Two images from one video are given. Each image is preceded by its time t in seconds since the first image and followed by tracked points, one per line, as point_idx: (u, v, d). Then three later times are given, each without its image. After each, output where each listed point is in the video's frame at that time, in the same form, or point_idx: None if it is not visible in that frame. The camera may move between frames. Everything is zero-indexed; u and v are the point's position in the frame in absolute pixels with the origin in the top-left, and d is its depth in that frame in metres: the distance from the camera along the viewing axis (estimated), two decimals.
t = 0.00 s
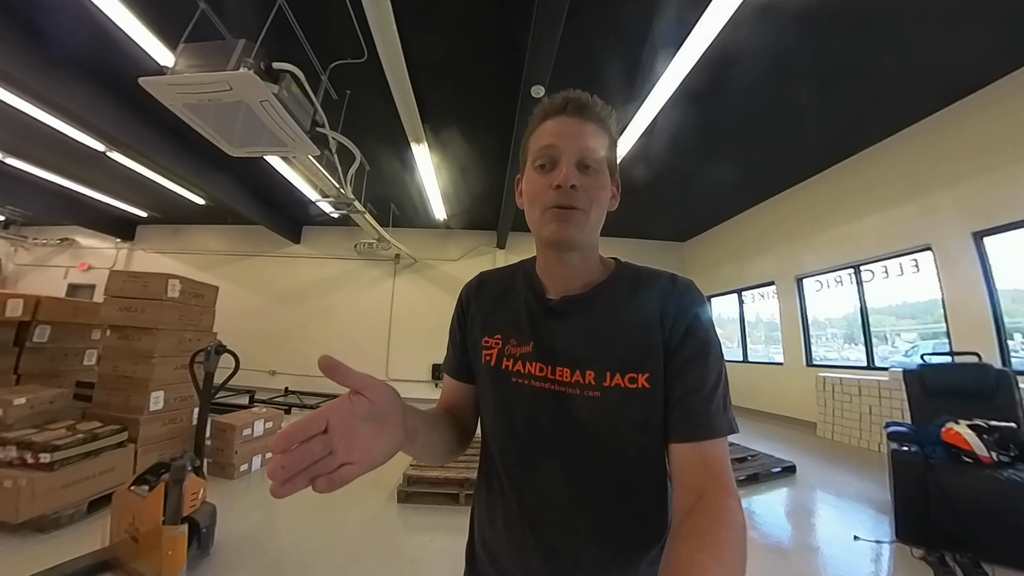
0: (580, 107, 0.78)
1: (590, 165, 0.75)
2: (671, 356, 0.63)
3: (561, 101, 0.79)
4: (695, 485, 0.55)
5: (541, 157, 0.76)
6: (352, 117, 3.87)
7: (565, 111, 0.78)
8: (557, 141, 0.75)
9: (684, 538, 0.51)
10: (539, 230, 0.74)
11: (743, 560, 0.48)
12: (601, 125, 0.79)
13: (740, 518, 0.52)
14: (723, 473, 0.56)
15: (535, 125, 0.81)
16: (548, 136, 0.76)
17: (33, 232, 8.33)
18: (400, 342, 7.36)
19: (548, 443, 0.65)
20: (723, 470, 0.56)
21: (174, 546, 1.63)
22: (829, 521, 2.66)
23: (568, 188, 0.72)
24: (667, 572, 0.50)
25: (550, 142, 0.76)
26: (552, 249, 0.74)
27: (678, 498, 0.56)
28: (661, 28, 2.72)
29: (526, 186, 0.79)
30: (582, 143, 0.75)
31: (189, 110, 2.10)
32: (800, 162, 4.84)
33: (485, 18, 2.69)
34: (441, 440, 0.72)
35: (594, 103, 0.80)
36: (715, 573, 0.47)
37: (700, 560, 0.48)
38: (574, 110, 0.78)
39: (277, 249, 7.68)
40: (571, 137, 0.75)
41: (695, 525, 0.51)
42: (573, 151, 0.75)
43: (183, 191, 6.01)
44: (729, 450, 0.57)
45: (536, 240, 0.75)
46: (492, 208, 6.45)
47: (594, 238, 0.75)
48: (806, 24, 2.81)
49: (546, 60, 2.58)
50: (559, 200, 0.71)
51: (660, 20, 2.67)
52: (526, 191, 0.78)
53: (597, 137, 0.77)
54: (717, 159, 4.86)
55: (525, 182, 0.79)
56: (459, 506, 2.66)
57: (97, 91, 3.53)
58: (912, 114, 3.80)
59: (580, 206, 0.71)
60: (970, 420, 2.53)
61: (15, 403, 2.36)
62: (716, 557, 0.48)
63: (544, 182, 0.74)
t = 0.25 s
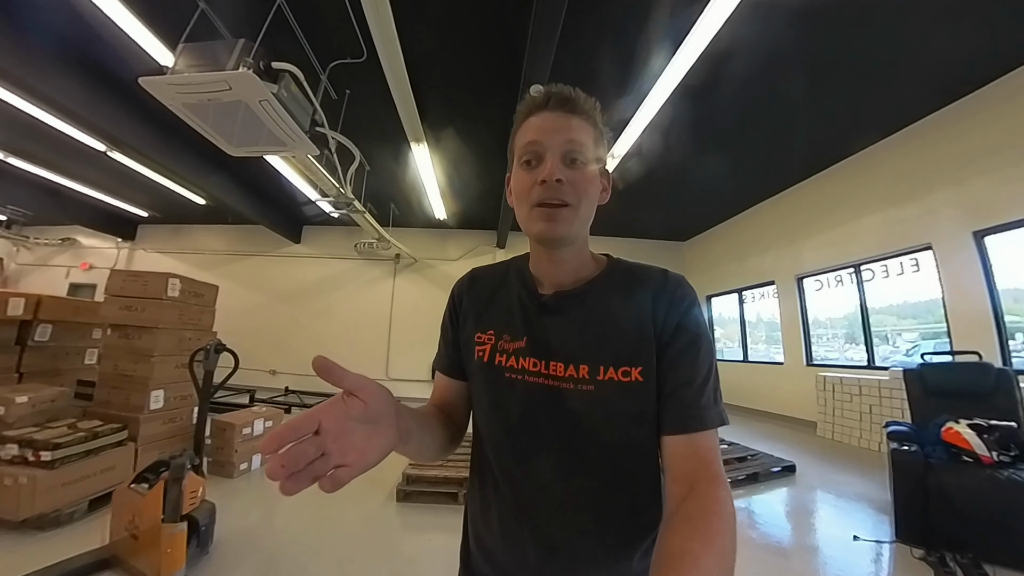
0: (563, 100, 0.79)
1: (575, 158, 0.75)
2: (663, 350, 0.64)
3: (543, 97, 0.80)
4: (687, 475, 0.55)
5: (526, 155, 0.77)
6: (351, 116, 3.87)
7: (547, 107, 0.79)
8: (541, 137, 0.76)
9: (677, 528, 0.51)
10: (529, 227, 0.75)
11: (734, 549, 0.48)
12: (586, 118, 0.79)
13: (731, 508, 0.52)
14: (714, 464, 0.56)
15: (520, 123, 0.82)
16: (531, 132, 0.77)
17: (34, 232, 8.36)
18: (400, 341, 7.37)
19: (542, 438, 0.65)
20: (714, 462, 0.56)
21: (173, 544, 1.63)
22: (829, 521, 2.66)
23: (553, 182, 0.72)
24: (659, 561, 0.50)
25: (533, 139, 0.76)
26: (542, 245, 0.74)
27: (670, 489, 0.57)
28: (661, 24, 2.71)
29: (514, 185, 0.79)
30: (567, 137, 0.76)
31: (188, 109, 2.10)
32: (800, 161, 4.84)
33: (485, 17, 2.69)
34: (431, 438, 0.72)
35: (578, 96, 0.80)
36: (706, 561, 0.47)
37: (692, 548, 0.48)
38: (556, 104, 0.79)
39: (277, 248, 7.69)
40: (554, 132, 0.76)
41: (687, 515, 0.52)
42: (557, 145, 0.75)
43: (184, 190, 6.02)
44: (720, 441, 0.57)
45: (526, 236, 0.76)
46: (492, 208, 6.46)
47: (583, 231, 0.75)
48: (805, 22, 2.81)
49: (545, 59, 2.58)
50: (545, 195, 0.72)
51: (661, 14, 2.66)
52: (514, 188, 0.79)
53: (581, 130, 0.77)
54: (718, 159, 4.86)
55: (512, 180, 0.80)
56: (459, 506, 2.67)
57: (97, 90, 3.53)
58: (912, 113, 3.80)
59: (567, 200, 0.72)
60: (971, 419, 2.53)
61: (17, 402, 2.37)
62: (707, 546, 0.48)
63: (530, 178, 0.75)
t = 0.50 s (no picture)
0: (559, 95, 0.79)
1: (572, 156, 0.76)
2: (663, 351, 0.66)
3: (540, 93, 0.80)
4: (686, 477, 0.57)
5: (523, 153, 0.78)
6: (351, 117, 3.89)
7: (543, 103, 0.79)
8: (537, 134, 0.77)
9: (675, 528, 0.52)
10: (526, 228, 0.76)
11: (731, 550, 0.50)
12: (584, 114, 0.80)
13: (728, 510, 0.54)
14: (711, 467, 0.58)
15: (516, 119, 0.83)
16: (527, 130, 0.78)
17: (37, 233, 8.39)
18: (401, 341, 7.38)
19: (540, 439, 0.66)
20: (711, 465, 0.58)
21: (174, 541, 1.64)
22: (828, 521, 2.67)
23: (551, 182, 0.73)
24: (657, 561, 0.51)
25: (530, 136, 0.77)
26: (540, 245, 0.75)
27: (669, 491, 0.58)
28: (660, 24, 2.71)
29: (511, 183, 0.80)
30: (563, 134, 0.76)
31: (189, 111, 2.11)
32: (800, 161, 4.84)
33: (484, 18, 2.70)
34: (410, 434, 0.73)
35: (574, 91, 0.81)
36: (704, 561, 0.48)
37: (689, 550, 0.49)
38: (553, 101, 0.79)
39: (278, 249, 7.72)
40: (550, 129, 0.76)
41: (685, 515, 0.53)
42: (553, 143, 0.76)
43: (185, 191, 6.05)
44: (717, 444, 0.59)
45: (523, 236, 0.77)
46: (492, 208, 6.47)
47: (581, 231, 0.76)
48: (804, 22, 2.81)
49: (544, 59, 2.59)
50: (542, 196, 0.73)
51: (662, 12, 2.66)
52: (511, 187, 0.80)
53: (578, 125, 0.77)
54: (717, 159, 4.87)
55: (510, 178, 0.81)
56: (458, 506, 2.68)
57: (99, 92, 3.55)
58: (912, 112, 3.80)
59: (564, 201, 0.73)
60: (969, 420, 2.54)
61: (21, 401, 2.39)
62: (706, 546, 0.49)
63: (526, 178, 0.76)
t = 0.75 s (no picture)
0: (563, 87, 0.82)
1: (575, 145, 0.77)
2: (679, 356, 0.68)
3: (545, 84, 0.83)
4: (700, 484, 0.60)
5: (526, 142, 0.80)
6: (352, 119, 3.91)
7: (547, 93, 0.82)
8: (541, 124, 0.78)
9: (688, 533, 0.55)
10: (529, 216, 0.76)
11: (743, 555, 0.53)
12: (587, 106, 0.81)
13: (740, 517, 0.57)
14: (724, 475, 0.61)
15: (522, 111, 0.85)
16: (532, 120, 0.80)
17: (39, 234, 8.44)
18: (402, 341, 7.42)
19: (551, 444, 0.66)
20: (724, 472, 0.62)
21: (178, 538, 1.67)
22: (826, 521, 2.68)
23: (553, 170, 0.74)
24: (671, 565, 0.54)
25: (534, 125, 0.79)
26: (543, 234, 0.76)
27: (682, 496, 0.61)
28: (660, 23, 2.73)
29: (515, 174, 0.82)
30: (567, 123, 0.78)
31: (190, 115, 2.14)
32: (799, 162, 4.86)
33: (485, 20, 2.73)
34: (399, 442, 0.66)
35: (578, 84, 0.83)
36: (715, 567, 0.51)
37: (701, 556, 0.52)
38: (557, 90, 0.82)
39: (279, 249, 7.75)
40: (554, 119, 0.78)
41: (700, 521, 0.56)
42: (557, 132, 0.78)
43: (187, 192, 6.08)
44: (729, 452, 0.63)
45: (526, 226, 0.78)
46: (492, 208, 6.50)
47: (585, 221, 0.76)
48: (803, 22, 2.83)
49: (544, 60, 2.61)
50: (545, 183, 0.73)
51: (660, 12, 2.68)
52: (515, 177, 0.81)
53: (581, 116, 0.79)
54: (717, 159, 4.89)
55: (514, 168, 0.82)
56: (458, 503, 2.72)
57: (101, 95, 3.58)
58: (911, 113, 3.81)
59: (567, 189, 0.73)
60: (964, 420, 2.56)
61: (24, 401, 2.41)
62: (719, 552, 0.52)
63: (530, 166, 0.77)
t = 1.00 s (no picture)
0: (586, 86, 0.86)
1: (592, 143, 0.80)
2: (686, 362, 0.72)
3: (570, 81, 0.86)
4: (702, 492, 0.64)
5: (545, 137, 0.83)
6: (353, 121, 3.94)
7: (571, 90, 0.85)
8: (560, 119, 0.81)
9: (689, 542, 0.59)
10: (540, 209, 0.79)
11: (740, 564, 0.57)
12: (605, 107, 0.84)
13: (739, 526, 0.61)
14: (726, 484, 0.65)
15: (544, 106, 0.89)
16: (553, 114, 0.83)
17: (41, 235, 8.48)
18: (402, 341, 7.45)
19: (555, 441, 0.69)
20: (726, 481, 0.66)
21: (183, 534, 1.71)
22: (822, 520, 2.71)
23: (567, 164, 0.76)
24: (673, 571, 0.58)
25: (553, 121, 0.82)
26: (553, 228, 0.78)
27: (684, 501, 0.65)
28: (661, 21, 2.75)
29: (532, 166, 0.85)
30: (586, 122, 0.81)
31: (195, 118, 2.17)
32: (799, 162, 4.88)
33: (486, 23, 2.76)
34: (432, 434, 0.69)
35: (600, 85, 0.86)
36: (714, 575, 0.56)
37: (701, 565, 0.57)
38: (581, 89, 0.85)
39: (281, 250, 7.79)
40: (574, 116, 0.81)
41: (701, 530, 0.59)
42: (575, 128, 0.80)
43: (189, 193, 6.11)
44: (731, 460, 0.67)
45: (538, 218, 0.80)
46: (493, 209, 6.53)
47: (596, 220, 0.78)
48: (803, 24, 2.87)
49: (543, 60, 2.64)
50: (558, 177, 0.76)
51: (658, 14, 2.70)
52: (531, 169, 0.84)
53: (601, 115, 0.82)
54: (717, 160, 4.92)
55: (531, 161, 0.85)
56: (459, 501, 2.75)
57: (105, 97, 3.61)
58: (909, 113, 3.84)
59: (579, 185, 0.76)
60: (959, 420, 2.58)
61: (31, 400, 2.45)
62: (718, 562, 0.57)
63: (546, 159, 0.80)
